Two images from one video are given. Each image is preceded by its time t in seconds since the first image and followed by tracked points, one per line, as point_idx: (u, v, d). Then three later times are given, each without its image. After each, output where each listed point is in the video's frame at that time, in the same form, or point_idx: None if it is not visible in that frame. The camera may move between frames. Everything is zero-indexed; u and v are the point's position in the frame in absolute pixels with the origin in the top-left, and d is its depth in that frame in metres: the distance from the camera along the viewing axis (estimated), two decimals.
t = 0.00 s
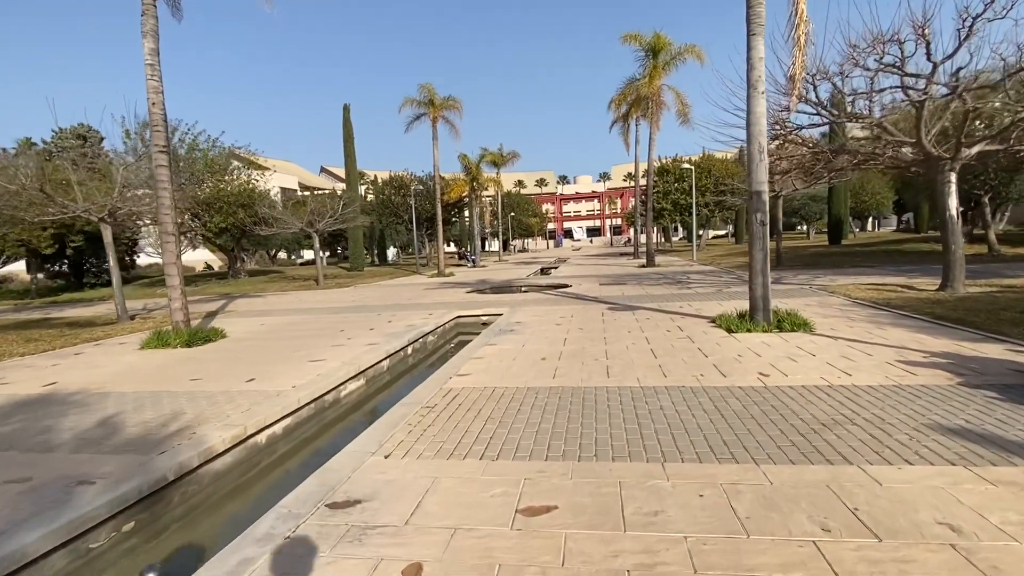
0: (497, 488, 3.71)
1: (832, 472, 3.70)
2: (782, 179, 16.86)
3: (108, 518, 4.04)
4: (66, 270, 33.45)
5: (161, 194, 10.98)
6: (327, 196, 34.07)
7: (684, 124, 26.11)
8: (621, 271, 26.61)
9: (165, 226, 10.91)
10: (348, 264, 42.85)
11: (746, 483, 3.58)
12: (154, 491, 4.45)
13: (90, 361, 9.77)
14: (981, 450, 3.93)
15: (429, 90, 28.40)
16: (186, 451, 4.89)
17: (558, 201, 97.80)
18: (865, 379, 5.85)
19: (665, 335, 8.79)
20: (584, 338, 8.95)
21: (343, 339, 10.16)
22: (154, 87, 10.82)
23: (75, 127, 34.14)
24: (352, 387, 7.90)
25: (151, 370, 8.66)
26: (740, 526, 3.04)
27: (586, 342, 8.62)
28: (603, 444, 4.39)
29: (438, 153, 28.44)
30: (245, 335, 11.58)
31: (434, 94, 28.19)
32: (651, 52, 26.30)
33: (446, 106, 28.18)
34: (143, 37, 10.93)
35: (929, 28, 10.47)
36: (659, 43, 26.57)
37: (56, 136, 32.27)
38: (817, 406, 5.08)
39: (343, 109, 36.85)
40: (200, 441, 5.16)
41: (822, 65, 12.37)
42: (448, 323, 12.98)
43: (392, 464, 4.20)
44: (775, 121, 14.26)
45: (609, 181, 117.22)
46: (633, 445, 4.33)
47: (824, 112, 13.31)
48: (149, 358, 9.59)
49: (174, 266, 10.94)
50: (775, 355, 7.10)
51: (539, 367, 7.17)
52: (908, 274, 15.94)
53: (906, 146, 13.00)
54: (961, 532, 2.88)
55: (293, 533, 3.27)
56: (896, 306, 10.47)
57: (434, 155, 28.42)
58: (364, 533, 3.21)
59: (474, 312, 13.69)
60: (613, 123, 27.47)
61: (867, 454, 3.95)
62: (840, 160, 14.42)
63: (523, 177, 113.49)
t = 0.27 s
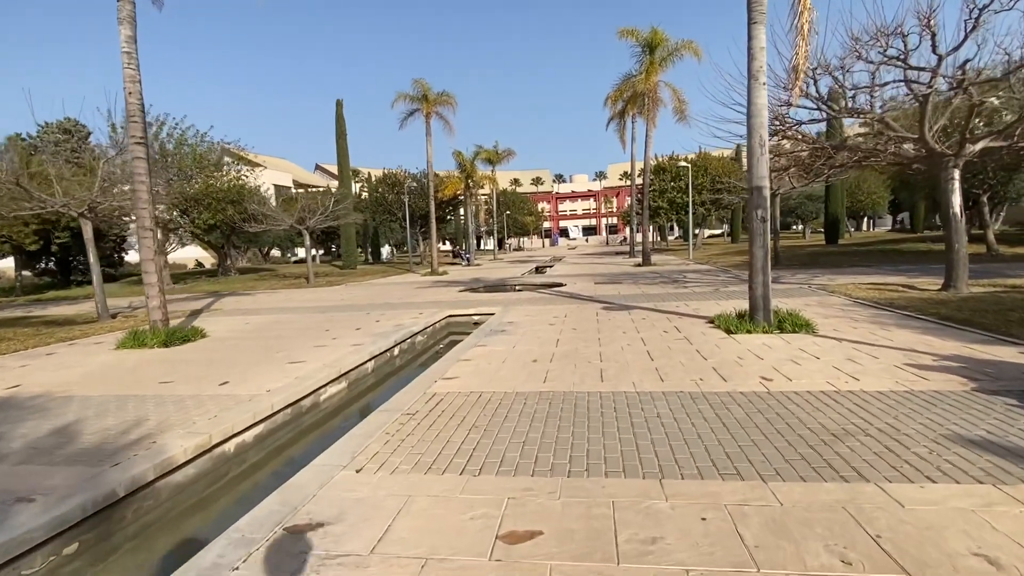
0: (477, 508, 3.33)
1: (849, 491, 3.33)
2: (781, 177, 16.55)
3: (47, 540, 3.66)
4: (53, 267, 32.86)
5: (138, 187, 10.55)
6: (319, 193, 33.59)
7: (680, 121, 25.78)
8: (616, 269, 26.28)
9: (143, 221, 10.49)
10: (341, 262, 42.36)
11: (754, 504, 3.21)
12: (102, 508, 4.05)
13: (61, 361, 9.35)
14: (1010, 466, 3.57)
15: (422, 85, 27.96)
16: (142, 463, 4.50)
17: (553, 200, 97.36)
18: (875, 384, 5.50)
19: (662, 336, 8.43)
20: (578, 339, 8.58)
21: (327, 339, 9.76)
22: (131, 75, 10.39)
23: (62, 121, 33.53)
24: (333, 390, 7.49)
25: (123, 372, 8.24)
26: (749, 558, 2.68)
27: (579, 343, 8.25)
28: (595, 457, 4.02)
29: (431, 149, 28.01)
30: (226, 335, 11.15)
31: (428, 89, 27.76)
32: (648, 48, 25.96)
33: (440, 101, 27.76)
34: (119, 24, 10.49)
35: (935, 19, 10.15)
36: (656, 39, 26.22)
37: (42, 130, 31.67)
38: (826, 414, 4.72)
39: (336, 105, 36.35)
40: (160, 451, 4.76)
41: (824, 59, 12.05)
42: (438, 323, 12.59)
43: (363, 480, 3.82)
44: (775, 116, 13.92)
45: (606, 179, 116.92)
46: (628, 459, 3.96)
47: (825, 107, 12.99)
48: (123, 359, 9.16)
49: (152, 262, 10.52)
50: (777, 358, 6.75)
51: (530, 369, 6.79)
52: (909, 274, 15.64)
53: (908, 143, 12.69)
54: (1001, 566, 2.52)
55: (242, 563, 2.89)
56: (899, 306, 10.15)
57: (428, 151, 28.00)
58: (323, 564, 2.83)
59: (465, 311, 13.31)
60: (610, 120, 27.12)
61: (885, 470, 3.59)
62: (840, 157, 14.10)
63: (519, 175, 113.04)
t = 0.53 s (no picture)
0: (451, 548, 2.96)
1: (868, 528, 2.99)
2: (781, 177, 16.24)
3: None
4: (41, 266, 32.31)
5: (115, 184, 10.15)
6: (312, 192, 33.13)
7: (678, 121, 25.47)
8: (612, 270, 25.94)
9: (120, 219, 10.08)
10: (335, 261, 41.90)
11: (762, 545, 2.86)
12: (42, 540, 3.67)
13: (31, 366, 8.94)
14: None
15: (417, 82, 27.56)
16: (91, 487, 4.12)
17: (550, 199, 96.92)
18: (885, 400, 5.16)
19: (660, 343, 8.08)
20: (571, 346, 8.21)
21: (311, 344, 9.37)
22: (108, 67, 9.98)
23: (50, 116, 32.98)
24: (313, 399, 7.11)
25: (92, 378, 7.84)
26: None
27: (573, 351, 7.89)
28: (586, 484, 3.66)
29: (425, 147, 27.62)
30: (207, 339, 10.73)
31: (422, 86, 27.35)
32: (645, 46, 25.63)
33: (434, 99, 27.36)
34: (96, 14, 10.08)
35: (942, 15, 9.83)
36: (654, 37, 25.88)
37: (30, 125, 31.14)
38: (836, 435, 4.37)
39: (330, 102, 35.86)
40: (114, 472, 4.38)
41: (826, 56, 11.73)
42: (428, 326, 12.21)
43: (329, 511, 3.45)
44: (775, 116, 13.60)
45: (603, 179, 116.74)
46: (623, 487, 3.60)
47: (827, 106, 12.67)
48: (96, 364, 8.76)
49: (129, 263, 10.10)
50: (780, 369, 6.41)
51: (520, 380, 6.43)
52: (909, 278, 15.34)
53: (911, 143, 12.39)
54: None
55: None
56: (902, 312, 9.85)
57: (421, 150, 27.61)
58: None
59: (457, 314, 12.94)
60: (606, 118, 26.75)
61: (905, 503, 3.25)
62: (841, 157, 13.78)
63: (516, 175, 112.52)
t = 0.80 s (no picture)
0: None
1: (899, 563, 2.63)
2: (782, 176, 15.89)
3: None
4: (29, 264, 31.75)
5: (92, 178, 9.73)
6: (306, 190, 32.67)
7: (676, 119, 25.11)
8: (609, 270, 25.60)
9: (97, 216, 9.67)
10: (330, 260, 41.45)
11: None
12: None
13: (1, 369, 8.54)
14: None
15: (412, 79, 27.15)
16: (36, 507, 3.74)
17: (547, 198, 96.53)
18: (902, 410, 4.81)
19: (659, 347, 7.71)
20: (567, 349, 7.84)
21: (296, 346, 8.99)
22: (84, 56, 9.58)
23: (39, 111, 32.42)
24: (294, 406, 6.73)
25: (62, 382, 7.45)
26: None
27: (568, 354, 7.51)
28: (581, 508, 3.30)
29: (420, 145, 27.20)
30: (189, 340, 10.31)
31: (417, 83, 26.94)
32: (643, 43, 25.29)
33: (429, 95, 26.97)
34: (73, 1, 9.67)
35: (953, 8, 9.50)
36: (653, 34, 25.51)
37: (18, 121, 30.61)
38: (853, 450, 4.02)
39: (324, 99, 35.40)
40: (64, 490, 4.01)
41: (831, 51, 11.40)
42: (419, 328, 11.81)
43: (293, 540, 3.08)
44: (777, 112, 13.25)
45: (600, 179, 116.44)
46: (621, 511, 3.23)
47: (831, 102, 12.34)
48: (69, 367, 8.36)
49: (107, 261, 9.69)
50: (787, 375, 6.06)
51: (511, 386, 6.05)
52: (913, 279, 15.03)
53: (917, 140, 12.06)
54: None
55: None
56: (910, 314, 9.52)
57: (417, 147, 27.20)
58: None
59: (449, 315, 12.55)
60: (604, 116, 26.42)
61: (938, 533, 2.89)
62: (845, 155, 13.44)
63: (513, 174, 112.15)
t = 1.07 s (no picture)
0: None
1: None
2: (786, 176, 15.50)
3: None
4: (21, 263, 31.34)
5: (71, 177, 9.34)
6: (302, 189, 32.25)
7: (676, 117, 24.73)
8: (609, 271, 25.20)
9: (76, 216, 9.26)
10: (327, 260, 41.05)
11: None
12: None
13: None
14: None
15: (409, 76, 26.74)
16: None
17: (546, 198, 96.08)
18: (927, 430, 4.44)
19: (661, 356, 7.31)
20: (565, 357, 7.45)
21: (280, 353, 8.57)
22: (63, 50, 9.19)
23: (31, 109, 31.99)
24: (276, 419, 6.35)
25: (33, 391, 7.07)
26: None
27: (566, 363, 7.13)
28: (579, 550, 2.92)
29: (417, 143, 26.82)
30: (172, 345, 9.91)
31: (414, 81, 26.53)
32: (644, 41, 24.90)
33: (427, 93, 26.57)
34: None
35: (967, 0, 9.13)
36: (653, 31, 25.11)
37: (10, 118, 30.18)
38: (880, 479, 3.64)
39: (321, 97, 35.00)
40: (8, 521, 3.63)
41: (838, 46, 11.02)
42: (413, 332, 11.41)
43: None
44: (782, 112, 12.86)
45: (599, 178, 116.09)
46: (624, 555, 2.85)
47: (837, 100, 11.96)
48: (43, 374, 7.98)
49: (86, 264, 9.29)
50: (800, 389, 5.67)
51: (505, 399, 5.68)
52: (920, 281, 14.67)
53: (927, 138, 11.70)
54: None
55: None
56: (922, 319, 9.15)
57: (414, 146, 26.81)
58: None
59: (444, 318, 12.16)
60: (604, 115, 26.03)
61: None
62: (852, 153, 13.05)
63: (512, 173, 111.81)
